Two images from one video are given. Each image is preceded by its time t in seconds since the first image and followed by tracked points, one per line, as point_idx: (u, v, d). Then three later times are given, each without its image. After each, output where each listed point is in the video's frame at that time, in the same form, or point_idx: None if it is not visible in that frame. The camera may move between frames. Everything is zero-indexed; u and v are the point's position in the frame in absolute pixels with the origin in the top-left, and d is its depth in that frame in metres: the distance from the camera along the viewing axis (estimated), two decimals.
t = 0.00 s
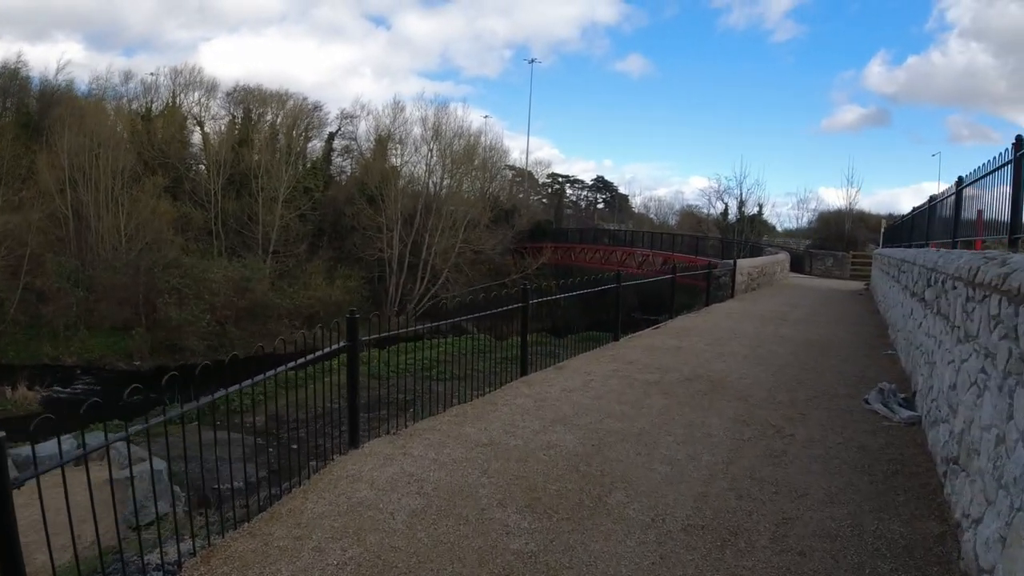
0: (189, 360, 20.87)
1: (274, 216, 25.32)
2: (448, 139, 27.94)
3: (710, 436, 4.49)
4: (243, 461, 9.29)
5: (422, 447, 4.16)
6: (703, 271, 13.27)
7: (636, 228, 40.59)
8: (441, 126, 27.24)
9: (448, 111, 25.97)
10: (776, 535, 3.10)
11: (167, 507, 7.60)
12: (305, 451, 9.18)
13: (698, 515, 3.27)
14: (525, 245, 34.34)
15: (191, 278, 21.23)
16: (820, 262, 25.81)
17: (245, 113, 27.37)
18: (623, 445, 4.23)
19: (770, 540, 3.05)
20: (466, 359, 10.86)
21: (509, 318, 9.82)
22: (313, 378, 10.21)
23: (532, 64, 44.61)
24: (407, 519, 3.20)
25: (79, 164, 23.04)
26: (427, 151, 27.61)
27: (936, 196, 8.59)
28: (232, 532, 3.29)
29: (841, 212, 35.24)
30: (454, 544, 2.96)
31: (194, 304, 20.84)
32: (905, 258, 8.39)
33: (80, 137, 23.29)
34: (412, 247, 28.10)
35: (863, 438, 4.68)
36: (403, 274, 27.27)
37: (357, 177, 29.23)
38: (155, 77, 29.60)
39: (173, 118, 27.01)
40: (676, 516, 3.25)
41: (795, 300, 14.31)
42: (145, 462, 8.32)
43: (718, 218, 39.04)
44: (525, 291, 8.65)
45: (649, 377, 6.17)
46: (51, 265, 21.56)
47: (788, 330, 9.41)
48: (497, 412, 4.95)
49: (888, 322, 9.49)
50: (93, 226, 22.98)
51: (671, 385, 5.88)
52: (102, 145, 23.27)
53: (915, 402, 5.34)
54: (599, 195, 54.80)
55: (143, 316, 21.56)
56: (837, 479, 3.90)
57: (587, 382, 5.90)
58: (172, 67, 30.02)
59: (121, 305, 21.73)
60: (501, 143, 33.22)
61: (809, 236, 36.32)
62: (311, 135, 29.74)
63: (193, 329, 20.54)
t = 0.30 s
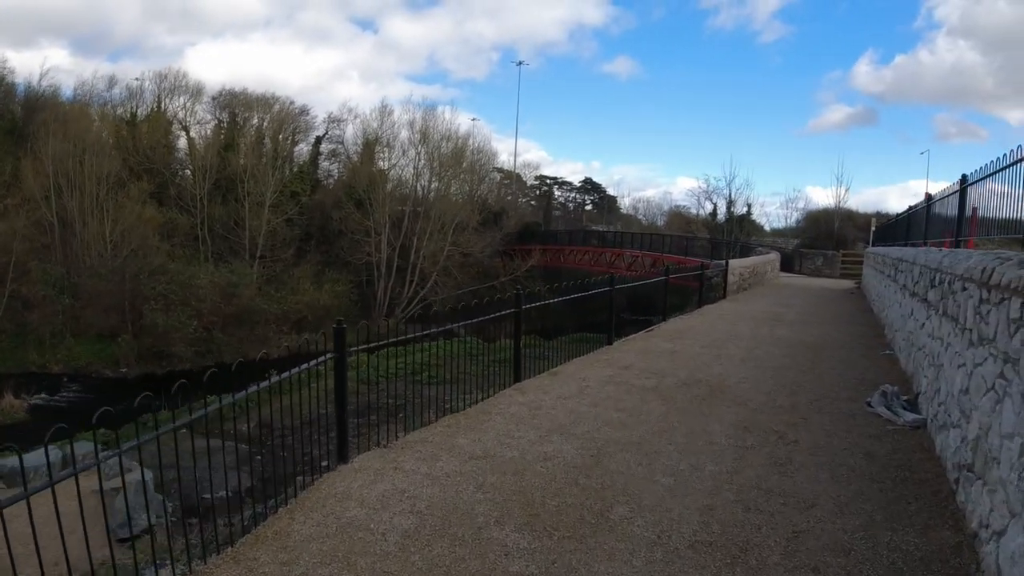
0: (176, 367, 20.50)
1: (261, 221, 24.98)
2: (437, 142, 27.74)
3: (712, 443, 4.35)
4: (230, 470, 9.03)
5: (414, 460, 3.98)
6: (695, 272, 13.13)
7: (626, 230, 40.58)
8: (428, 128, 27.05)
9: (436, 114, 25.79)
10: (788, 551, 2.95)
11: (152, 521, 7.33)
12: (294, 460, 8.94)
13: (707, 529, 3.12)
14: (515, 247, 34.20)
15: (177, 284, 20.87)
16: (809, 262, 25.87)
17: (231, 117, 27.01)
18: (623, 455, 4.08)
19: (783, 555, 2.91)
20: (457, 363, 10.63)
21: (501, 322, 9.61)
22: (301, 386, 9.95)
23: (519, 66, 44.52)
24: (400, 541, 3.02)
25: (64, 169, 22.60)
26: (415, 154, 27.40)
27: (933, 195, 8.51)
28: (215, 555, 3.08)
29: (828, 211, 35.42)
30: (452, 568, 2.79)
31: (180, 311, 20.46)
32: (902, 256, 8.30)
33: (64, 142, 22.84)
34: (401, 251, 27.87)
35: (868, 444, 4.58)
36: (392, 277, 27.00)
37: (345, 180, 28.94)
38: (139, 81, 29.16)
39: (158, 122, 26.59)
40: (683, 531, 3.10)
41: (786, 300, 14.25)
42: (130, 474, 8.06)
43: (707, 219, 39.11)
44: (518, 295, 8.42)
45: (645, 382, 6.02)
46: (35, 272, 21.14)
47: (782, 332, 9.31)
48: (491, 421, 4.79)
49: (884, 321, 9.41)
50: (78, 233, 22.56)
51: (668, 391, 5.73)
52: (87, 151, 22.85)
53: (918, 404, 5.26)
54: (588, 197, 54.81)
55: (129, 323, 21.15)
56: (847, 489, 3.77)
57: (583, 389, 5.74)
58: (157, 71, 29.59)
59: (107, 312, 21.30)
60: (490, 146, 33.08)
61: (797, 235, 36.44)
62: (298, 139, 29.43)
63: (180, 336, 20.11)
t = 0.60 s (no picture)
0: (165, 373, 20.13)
1: (251, 223, 24.62)
2: (427, 143, 27.51)
3: (718, 450, 4.18)
4: (219, 482, 8.71)
5: (405, 475, 3.77)
6: (690, 271, 12.94)
7: (618, 229, 40.50)
8: (419, 129, 26.82)
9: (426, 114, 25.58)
10: (806, 569, 2.76)
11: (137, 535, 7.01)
12: (285, 468, 8.66)
13: (717, 546, 2.93)
14: (507, 248, 34.02)
15: (166, 290, 20.52)
16: (803, 259, 25.81)
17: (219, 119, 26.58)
18: (625, 464, 3.89)
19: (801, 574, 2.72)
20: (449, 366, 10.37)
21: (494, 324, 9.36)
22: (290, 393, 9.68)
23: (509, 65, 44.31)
24: (391, 564, 2.82)
25: (50, 174, 22.21)
26: (406, 155, 27.16)
27: (932, 191, 8.37)
28: None
29: (819, 208, 35.47)
30: None
31: (169, 316, 20.11)
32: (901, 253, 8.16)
33: (51, 147, 22.45)
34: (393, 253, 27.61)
35: (878, 448, 4.41)
36: (384, 280, 26.72)
37: (335, 182, 28.63)
38: (126, 84, 28.71)
39: (146, 126, 26.17)
40: (693, 548, 2.91)
41: (782, 298, 14.13)
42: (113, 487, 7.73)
43: (699, 217, 39.09)
44: (512, 298, 8.13)
45: (645, 387, 5.84)
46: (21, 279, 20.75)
47: (782, 331, 9.16)
48: (486, 429, 4.60)
49: (884, 319, 9.27)
50: (65, 239, 22.18)
51: (669, 395, 5.54)
52: (74, 156, 22.50)
53: (927, 405, 5.11)
54: (580, 197, 54.67)
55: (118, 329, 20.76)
56: (861, 499, 3.59)
57: (580, 395, 5.54)
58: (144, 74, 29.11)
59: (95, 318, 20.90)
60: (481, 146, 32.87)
61: (789, 233, 36.50)
62: (288, 141, 29.12)
63: (169, 342, 19.73)
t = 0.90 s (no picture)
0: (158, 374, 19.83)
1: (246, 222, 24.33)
2: (424, 141, 27.26)
3: (725, 461, 3.98)
4: (209, 486, 8.38)
5: (393, 489, 3.55)
6: (690, 271, 12.71)
7: (616, 229, 40.30)
8: (415, 128, 26.58)
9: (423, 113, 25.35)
10: None
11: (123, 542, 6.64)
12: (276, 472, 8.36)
13: (728, 569, 2.73)
14: (504, 247, 33.81)
15: (159, 289, 20.24)
16: (802, 259, 25.63)
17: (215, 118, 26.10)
18: (626, 477, 3.70)
19: None
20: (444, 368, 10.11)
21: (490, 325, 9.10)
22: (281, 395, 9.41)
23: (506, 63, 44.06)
24: None
25: (44, 172, 21.91)
26: (402, 154, 26.91)
27: (937, 192, 8.18)
28: None
29: (817, 208, 35.32)
30: None
31: (162, 315, 19.78)
32: (905, 254, 7.97)
33: (45, 145, 22.14)
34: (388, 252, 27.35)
35: (890, 459, 4.23)
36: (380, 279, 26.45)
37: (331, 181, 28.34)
38: (121, 82, 28.33)
39: (140, 124, 25.84)
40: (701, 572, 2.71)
41: (782, 299, 13.96)
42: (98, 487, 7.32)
43: (697, 217, 38.91)
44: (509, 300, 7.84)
45: (645, 392, 5.64)
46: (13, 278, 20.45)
47: (783, 332, 8.98)
48: (480, 438, 4.39)
49: (887, 321, 9.09)
50: (58, 237, 21.84)
51: (671, 401, 5.33)
52: (68, 154, 22.18)
53: (938, 412, 4.92)
54: (577, 197, 54.43)
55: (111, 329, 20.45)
56: (876, 515, 3.40)
57: (578, 401, 5.32)
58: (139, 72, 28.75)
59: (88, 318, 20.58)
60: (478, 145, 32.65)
61: (787, 234, 36.34)
62: (283, 139, 28.83)
63: (162, 342, 19.39)
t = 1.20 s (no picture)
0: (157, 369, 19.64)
1: (246, 219, 24.16)
2: (425, 140, 27.09)
3: (730, 473, 3.86)
4: (206, 483, 8.18)
5: (386, 497, 3.42)
6: (692, 273, 12.56)
7: (617, 229, 40.17)
8: (416, 126, 26.43)
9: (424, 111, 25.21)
10: None
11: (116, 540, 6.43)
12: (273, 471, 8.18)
13: None
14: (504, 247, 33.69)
15: (159, 285, 20.08)
16: (803, 262, 25.51)
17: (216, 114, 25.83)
18: (628, 487, 3.57)
19: None
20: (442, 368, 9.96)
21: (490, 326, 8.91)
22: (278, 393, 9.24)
23: (508, 63, 43.90)
24: None
25: (45, 166, 21.74)
26: (403, 152, 26.76)
27: (945, 197, 8.02)
28: None
29: (818, 211, 35.21)
30: None
31: (161, 311, 19.62)
32: (911, 259, 7.83)
33: (46, 139, 21.96)
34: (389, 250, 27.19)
35: (901, 471, 4.10)
36: (380, 277, 26.31)
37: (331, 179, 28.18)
38: (122, 76, 28.14)
39: (141, 120, 25.66)
40: None
41: (784, 302, 13.82)
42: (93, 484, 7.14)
43: (698, 218, 38.79)
44: (508, 301, 7.62)
45: (648, 396, 5.52)
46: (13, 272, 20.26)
47: (786, 336, 8.86)
48: (477, 443, 4.28)
49: (891, 326, 8.97)
50: (58, 232, 21.67)
51: (673, 407, 5.20)
52: (68, 148, 22.01)
53: (948, 423, 4.79)
54: (577, 197, 54.27)
55: (110, 324, 20.27)
56: (888, 531, 3.28)
57: (579, 406, 5.19)
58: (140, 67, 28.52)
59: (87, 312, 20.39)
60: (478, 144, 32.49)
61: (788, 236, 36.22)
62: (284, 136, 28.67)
63: (161, 338, 19.22)
